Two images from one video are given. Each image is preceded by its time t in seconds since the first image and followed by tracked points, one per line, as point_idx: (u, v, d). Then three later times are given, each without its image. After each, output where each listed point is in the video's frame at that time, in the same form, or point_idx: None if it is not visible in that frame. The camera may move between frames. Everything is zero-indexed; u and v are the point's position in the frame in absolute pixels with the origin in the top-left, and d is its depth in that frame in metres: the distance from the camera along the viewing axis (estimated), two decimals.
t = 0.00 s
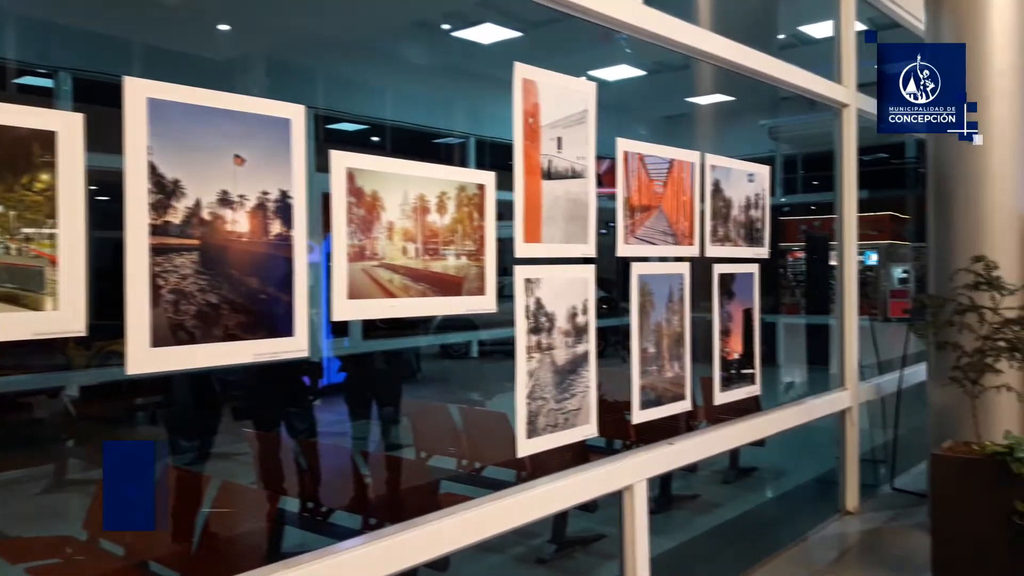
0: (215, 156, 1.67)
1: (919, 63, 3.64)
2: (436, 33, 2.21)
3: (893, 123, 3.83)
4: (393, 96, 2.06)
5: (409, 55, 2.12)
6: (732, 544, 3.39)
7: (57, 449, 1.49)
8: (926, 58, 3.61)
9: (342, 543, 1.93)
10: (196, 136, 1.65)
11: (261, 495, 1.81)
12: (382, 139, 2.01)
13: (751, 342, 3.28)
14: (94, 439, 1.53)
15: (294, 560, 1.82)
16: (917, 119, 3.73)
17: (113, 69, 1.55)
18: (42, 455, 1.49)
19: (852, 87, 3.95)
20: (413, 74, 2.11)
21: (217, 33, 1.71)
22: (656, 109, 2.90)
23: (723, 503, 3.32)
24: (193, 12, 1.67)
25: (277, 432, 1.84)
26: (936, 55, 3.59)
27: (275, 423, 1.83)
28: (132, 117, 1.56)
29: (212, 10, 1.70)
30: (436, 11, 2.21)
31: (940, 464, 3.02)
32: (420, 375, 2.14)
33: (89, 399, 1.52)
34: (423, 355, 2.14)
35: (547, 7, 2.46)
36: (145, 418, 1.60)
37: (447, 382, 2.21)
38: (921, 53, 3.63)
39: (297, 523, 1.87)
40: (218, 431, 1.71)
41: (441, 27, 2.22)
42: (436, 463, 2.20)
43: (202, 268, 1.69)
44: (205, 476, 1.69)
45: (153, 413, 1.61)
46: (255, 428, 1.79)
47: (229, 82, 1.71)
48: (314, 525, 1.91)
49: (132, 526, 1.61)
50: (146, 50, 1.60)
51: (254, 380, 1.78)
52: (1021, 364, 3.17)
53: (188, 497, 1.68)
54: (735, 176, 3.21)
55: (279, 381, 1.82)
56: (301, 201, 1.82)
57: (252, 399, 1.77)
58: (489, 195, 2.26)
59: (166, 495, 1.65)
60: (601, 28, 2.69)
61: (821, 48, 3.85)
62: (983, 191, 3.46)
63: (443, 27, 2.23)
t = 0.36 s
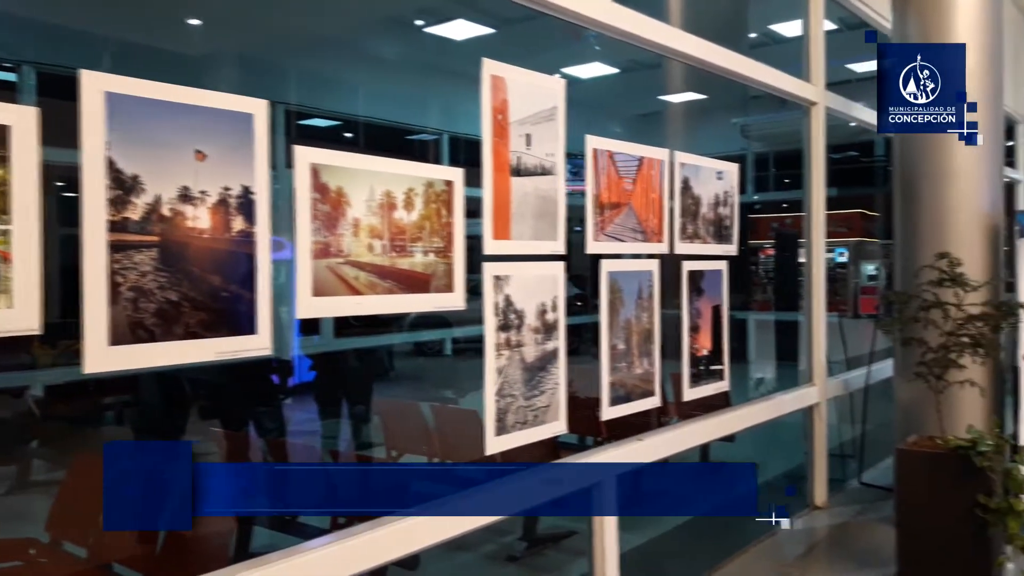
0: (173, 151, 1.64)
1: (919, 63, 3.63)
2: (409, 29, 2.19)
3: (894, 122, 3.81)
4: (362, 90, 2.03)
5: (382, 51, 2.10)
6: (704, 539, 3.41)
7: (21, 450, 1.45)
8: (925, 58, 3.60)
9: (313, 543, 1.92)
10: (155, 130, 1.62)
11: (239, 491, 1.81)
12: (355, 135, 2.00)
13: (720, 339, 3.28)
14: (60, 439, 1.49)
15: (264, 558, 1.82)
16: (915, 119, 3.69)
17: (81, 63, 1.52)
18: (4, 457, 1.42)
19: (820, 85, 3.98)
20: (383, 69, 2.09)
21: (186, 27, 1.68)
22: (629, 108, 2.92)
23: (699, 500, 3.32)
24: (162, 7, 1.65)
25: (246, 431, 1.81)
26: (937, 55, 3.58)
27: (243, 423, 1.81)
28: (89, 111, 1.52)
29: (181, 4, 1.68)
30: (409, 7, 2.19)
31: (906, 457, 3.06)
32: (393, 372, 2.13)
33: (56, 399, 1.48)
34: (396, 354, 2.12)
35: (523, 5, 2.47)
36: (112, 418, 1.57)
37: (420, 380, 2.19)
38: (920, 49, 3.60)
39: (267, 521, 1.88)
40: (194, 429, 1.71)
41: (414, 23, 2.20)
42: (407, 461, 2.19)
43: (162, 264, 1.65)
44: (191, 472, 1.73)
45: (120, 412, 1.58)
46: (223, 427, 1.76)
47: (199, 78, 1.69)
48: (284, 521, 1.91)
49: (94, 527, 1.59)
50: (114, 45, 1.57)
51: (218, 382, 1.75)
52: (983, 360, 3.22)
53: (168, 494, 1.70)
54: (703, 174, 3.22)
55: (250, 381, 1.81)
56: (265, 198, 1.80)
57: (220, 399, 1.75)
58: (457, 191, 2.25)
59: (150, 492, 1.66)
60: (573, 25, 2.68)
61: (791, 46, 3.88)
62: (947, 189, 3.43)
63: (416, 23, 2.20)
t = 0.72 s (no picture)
0: (137, 144, 1.59)
1: (919, 62, 3.60)
2: (386, 22, 2.18)
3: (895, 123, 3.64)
4: (332, 82, 2.00)
5: (359, 45, 2.08)
6: (678, 535, 3.43)
7: None
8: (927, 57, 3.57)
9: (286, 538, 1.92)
10: (118, 122, 1.57)
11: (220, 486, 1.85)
12: (331, 129, 1.98)
13: (692, 335, 3.30)
14: (25, 437, 1.49)
15: (236, 554, 1.81)
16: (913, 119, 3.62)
17: (53, 54, 1.49)
18: None
19: (793, 82, 3.99)
20: (355, 61, 2.06)
21: (159, 19, 1.67)
22: (606, 105, 2.93)
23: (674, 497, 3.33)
24: None
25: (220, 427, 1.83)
26: (936, 55, 3.58)
27: (214, 420, 1.82)
28: (49, 104, 1.48)
29: None
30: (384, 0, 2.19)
31: (874, 452, 3.09)
32: (370, 368, 2.15)
33: (21, 396, 1.47)
34: (372, 349, 2.13)
35: None
36: (82, 414, 1.57)
37: (396, 376, 2.21)
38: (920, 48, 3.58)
39: (240, 518, 1.90)
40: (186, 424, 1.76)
41: (390, 16, 2.20)
42: (380, 458, 2.22)
43: (125, 259, 1.60)
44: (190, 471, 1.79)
45: (91, 410, 1.58)
46: (193, 424, 1.78)
47: (172, 70, 1.66)
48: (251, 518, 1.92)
49: (59, 526, 1.58)
50: (83, 37, 1.55)
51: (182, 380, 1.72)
52: (951, 356, 3.25)
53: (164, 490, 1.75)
54: (677, 171, 3.20)
55: (222, 376, 1.80)
56: (230, 191, 1.76)
57: (190, 398, 1.75)
58: (428, 185, 2.22)
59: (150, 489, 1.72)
60: (549, 21, 2.66)
61: (765, 44, 3.90)
62: (914, 187, 3.44)
63: (393, 16, 2.21)
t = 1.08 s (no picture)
0: (104, 139, 1.55)
1: (920, 62, 3.56)
2: (366, 17, 2.16)
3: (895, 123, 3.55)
4: (305, 76, 1.97)
5: (339, 40, 2.07)
6: (658, 530, 3.44)
7: None
8: (927, 58, 3.54)
9: (274, 543, 1.89)
10: (85, 117, 1.53)
11: (212, 488, 1.87)
12: (310, 125, 1.97)
13: (671, 331, 3.30)
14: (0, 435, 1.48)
15: (209, 555, 1.78)
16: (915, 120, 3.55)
17: (27, 48, 1.47)
18: None
19: (771, 79, 3.99)
20: (333, 56, 2.04)
21: (136, 15, 1.66)
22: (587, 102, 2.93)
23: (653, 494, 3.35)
24: None
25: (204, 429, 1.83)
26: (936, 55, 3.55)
27: (192, 418, 1.80)
28: (14, 97, 1.44)
29: None
30: None
31: (851, 447, 3.11)
32: (351, 366, 2.14)
33: None
34: (352, 347, 2.11)
35: None
36: (59, 413, 1.56)
37: (378, 373, 2.19)
38: (921, 48, 3.54)
39: (240, 518, 1.90)
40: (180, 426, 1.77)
41: (370, 11, 2.17)
42: (358, 455, 2.22)
43: (93, 255, 1.56)
44: (191, 472, 1.83)
45: (68, 408, 1.57)
46: (170, 422, 1.76)
47: (149, 65, 1.64)
48: (241, 519, 1.90)
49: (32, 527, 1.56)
50: (58, 31, 1.53)
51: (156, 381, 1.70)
52: (927, 350, 3.28)
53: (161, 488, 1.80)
54: (655, 167, 3.20)
55: (200, 375, 1.78)
56: (202, 186, 1.72)
57: (167, 397, 1.73)
58: (404, 181, 2.19)
59: (150, 486, 1.76)
60: (526, 16, 2.64)
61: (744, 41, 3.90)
62: (889, 185, 3.46)
63: (372, 12, 2.18)
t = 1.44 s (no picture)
0: (71, 128, 1.51)
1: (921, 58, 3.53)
2: (344, 6, 2.14)
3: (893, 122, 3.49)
4: (278, 64, 1.93)
5: (317, 30, 2.05)
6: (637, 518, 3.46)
7: None
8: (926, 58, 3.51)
9: (273, 543, 1.95)
10: (50, 105, 1.49)
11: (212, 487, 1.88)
12: (289, 116, 1.94)
13: (649, 320, 3.30)
14: None
15: (192, 544, 1.81)
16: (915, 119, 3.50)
17: None
18: None
19: (749, 69, 3.97)
20: (309, 46, 2.02)
21: (110, 3, 1.64)
22: (570, 91, 2.94)
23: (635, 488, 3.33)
24: None
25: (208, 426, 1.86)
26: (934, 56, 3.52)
27: (169, 410, 1.79)
28: None
29: None
30: None
31: (829, 435, 3.13)
32: (331, 357, 2.14)
33: None
34: (332, 338, 2.10)
35: None
36: (35, 406, 1.55)
37: (358, 365, 2.19)
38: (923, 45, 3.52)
39: (240, 517, 1.89)
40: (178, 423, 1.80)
41: None
42: (339, 448, 2.22)
43: (60, 246, 1.53)
44: (192, 470, 1.83)
45: (44, 402, 1.56)
46: (147, 416, 1.74)
47: (126, 53, 1.62)
48: (241, 519, 1.89)
49: (5, 522, 1.54)
50: (31, 20, 1.51)
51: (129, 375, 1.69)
52: (903, 338, 3.31)
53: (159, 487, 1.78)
54: (633, 157, 3.19)
55: (179, 367, 1.78)
56: (172, 176, 1.68)
57: (144, 389, 1.72)
58: (380, 170, 2.15)
59: (150, 485, 1.77)
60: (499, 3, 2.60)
61: (721, 32, 3.89)
62: (868, 174, 3.46)
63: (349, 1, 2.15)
